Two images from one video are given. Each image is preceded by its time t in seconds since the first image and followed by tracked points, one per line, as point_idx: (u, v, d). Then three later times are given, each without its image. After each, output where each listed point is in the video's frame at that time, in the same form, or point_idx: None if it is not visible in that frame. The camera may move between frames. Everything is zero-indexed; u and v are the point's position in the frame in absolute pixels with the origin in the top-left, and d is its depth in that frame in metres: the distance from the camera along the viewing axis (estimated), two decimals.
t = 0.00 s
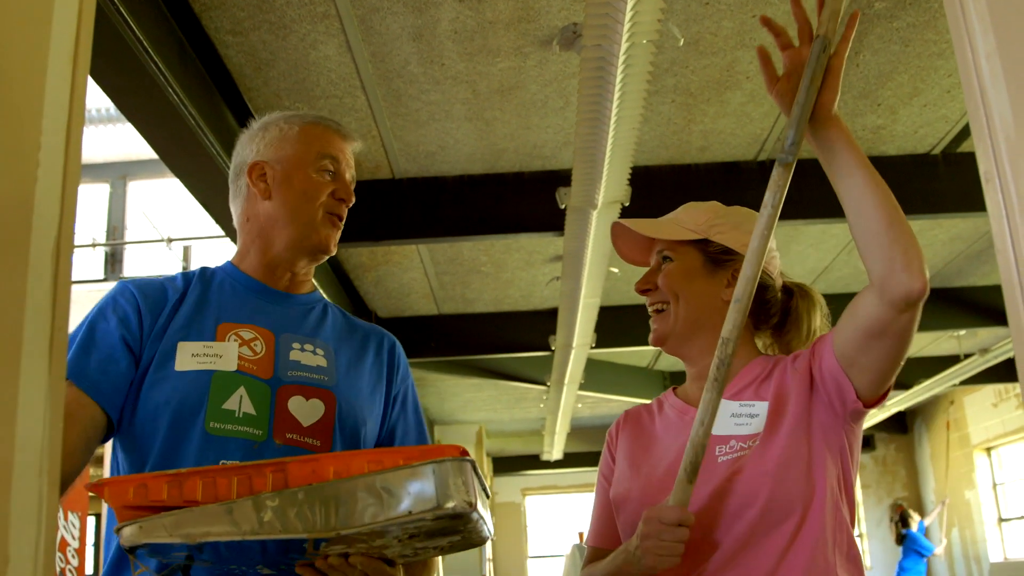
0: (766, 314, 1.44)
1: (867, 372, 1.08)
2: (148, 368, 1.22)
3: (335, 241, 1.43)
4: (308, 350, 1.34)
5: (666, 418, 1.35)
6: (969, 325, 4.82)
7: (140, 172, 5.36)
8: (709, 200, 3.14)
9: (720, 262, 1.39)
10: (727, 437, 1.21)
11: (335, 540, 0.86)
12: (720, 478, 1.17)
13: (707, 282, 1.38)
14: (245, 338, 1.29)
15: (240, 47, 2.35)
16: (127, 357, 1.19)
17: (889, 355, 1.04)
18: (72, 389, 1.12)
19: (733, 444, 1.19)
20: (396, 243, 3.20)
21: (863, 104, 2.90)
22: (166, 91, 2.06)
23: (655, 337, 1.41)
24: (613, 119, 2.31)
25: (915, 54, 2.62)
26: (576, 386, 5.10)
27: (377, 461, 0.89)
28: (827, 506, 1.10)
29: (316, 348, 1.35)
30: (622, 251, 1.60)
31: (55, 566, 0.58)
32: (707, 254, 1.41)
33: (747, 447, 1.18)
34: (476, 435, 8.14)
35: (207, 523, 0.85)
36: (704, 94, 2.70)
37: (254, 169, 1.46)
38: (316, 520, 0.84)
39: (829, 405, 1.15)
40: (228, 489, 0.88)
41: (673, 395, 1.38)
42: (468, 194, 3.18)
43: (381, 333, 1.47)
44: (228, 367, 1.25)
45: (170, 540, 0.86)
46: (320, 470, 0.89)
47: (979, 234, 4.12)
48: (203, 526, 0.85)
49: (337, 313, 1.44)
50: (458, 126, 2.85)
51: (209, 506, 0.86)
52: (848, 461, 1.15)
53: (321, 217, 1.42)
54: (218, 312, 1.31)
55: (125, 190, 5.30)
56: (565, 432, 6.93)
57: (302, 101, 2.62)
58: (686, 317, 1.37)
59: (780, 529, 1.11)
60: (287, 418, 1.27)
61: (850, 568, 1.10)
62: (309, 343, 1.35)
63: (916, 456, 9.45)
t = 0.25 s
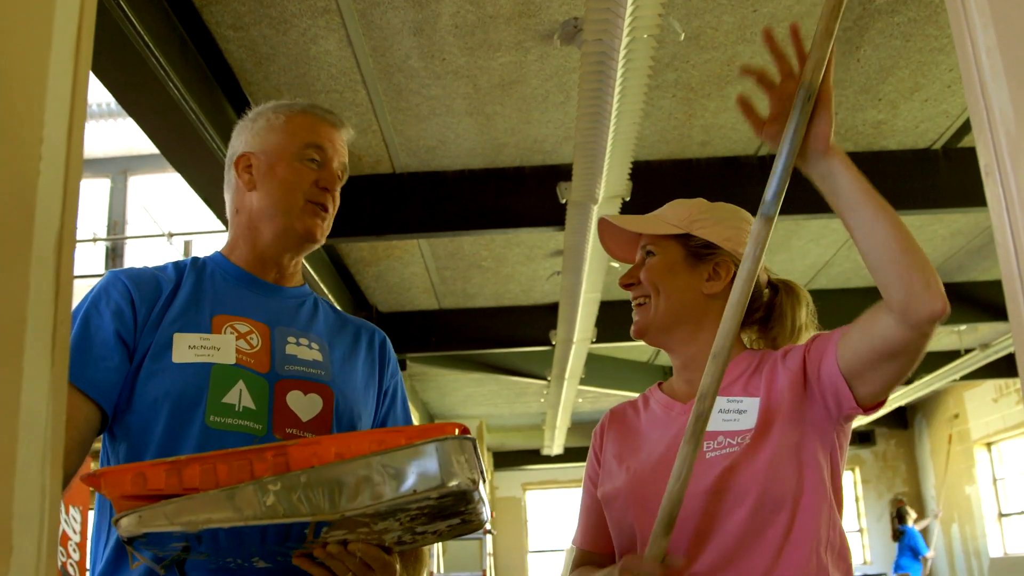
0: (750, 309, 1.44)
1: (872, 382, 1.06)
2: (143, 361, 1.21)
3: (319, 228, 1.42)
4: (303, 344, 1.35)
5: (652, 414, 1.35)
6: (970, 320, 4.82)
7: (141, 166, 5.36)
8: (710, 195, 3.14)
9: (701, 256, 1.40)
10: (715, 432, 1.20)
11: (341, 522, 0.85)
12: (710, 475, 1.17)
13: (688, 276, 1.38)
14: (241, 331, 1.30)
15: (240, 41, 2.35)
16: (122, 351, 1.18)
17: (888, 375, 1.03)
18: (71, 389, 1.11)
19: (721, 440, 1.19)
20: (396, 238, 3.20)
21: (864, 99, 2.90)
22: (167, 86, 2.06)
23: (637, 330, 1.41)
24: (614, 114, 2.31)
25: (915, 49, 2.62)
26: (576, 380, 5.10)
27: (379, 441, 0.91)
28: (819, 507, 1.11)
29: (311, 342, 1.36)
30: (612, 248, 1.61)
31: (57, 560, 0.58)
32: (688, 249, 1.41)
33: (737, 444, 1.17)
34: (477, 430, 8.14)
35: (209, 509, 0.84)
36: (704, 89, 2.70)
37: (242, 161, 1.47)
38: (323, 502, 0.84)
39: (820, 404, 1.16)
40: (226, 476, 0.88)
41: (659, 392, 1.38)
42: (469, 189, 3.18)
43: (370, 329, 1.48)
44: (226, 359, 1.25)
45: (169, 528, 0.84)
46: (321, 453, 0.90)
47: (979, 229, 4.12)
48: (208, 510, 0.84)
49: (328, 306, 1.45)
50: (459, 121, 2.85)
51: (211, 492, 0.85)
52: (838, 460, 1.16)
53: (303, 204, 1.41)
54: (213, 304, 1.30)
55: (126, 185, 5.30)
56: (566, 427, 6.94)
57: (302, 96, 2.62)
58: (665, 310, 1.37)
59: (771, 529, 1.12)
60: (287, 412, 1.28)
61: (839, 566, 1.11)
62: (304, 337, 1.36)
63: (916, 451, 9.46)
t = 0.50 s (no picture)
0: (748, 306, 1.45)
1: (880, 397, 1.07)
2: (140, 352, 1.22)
3: (266, 189, 1.38)
4: (303, 335, 1.34)
5: (644, 407, 1.35)
6: (973, 317, 4.82)
7: (145, 160, 5.36)
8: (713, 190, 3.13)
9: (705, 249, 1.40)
10: (710, 425, 1.21)
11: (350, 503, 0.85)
12: (708, 471, 1.18)
13: (690, 268, 1.39)
14: (240, 324, 1.30)
15: (244, 35, 2.35)
16: (119, 344, 1.20)
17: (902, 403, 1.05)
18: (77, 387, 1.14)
19: (716, 435, 1.20)
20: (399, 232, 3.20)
21: (868, 95, 2.90)
22: (171, 78, 2.06)
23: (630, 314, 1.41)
24: (617, 108, 2.30)
25: (920, 45, 2.62)
26: (579, 375, 5.10)
27: (396, 423, 0.91)
28: (816, 507, 1.13)
29: (312, 333, 1.35)
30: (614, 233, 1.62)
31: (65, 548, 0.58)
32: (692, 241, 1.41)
33: (735, 440, 1.18)
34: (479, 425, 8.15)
35: (218, 491, 0.83)
36: (708, 84, 2.70)
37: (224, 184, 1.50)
38: (340, 480, 0.83)
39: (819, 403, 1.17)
40: (242, 452, 0.89)
41: (654, 385, 1.38)
42: (472, 183, 3.18)
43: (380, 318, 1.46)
44: (221, 351, 1.25)
45: (185, 503, 0.84)
46: (338, 432, 0.90)
47: (982, 225, 4.12)
48: (217, 492, 0.83)
49: (329, 295, 1.44)
50: (462, 115, 2.85)
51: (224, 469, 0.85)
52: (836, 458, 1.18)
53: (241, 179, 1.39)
54: (211, 299, 1.31)
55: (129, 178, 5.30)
56: (568, 421, 6.94)
57: (306, 89, 2.62)
58: (662, 296, 1.37)
59: (769, 527, 1.13)
60: (280, 403, 1.27)
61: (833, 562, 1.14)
62: (303, 328, 1.35)
63: (918, 448, 9.46)
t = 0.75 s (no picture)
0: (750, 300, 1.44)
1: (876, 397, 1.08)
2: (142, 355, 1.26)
3: (282, 190, 1.39)
4: (303, 326, 1.32)
5: (650, 399, 1.36)
6: (976, 314, 4.82)
7: (147, 157, 5.36)
8: (716, 188, 3.13)
9: (711, 246, 1.39)
10: (713, 419, 1.21)
11: (367, 491, 0.85)
12: (713, 465, 1.18)
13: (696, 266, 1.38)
14: (238, 320, 1.30)
15: (247, 30, 2.35)
16: (119, 352, 1.25)
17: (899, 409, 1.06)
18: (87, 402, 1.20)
19: (722, 427, 1.20)
20: (402, 229, 3.20)
21: (871, 92, 2.90)
22: (174, 73, 2.06)
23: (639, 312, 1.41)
24: (622, 105, 2.30)
25: (923, 42, 2.62)
26: (581, 372, 5.10)
27: (409, 412, 0.91)
28: (821, 504, 1.13)
29: (312, 325, 1.33)
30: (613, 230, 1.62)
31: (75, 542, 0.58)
32: (698, 238, 1.40)
33: (739, 433, 1.18)
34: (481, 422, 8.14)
35: (237, 474, 0.83)
36: (711, 81, 2.70)
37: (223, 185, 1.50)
38: (353, 465, 0.83)
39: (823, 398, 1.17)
40: (257, 438, 0.89)
41: (659, 378, 1.39)
42: (475, 180, 3.18)
43: (391, 307, 1.44)
44: (215, 346, 1.25)
45: (200, 487, 0.84)
46: (352, 419, 0.90)
47: (985, 222, 4.12)
48: (236, 474, 0.83)
49: (333, 287, 1.42)
50: (465, 111, 2.85)
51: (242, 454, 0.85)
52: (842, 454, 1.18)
53: (255, 180, 1.39)
54: (212, 299, 1.33)
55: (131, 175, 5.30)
56: (570, 418, 6.95)
57: (309, 85, 2.62)
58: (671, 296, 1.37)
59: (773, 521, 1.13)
60: (273, 393, 1.25)
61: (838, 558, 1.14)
62: (303, 320, 1.33)
63: (919, 445, 9.46)
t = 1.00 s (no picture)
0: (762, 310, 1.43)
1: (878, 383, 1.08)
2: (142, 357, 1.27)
3: (262, 194, 1.38)
4: (301, 324, 1.32)
5: (651, 399, 1.36)
6: (977, 311, 4.82)
7: (149, 155, 5.38)
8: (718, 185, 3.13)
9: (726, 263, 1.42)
10: (718, 418, 1.21)
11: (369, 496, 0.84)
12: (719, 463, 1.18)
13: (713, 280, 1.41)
14: (237, 320, 1.30)
15: (249, 29, 2.35)
16: (120, 353, 1.27)
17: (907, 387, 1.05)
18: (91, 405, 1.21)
19: (728, 426, 1.20)
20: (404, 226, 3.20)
21: (873, 89, 2.90)
22: (176, 71, 2.06)
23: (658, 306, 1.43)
24: (623, 103, 2.30)
25: (926, 39, 2.61)
26: (582, 370, 5.11)
27: (410, 417, 0.90)
28: (828, 499, 1.13)
29: (311, 322, 1.33)
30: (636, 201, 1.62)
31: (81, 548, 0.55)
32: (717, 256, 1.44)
33: (745, 431, 1.19)
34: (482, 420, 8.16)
35: (235, 478, 0.83)
36: (713, 78, 2.70)
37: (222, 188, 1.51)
38: (351, 474, 0.82)
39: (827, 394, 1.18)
40: (258, 446, 0.89)
41: (660, 379, 1.39)
42: (477, 177, 3.18)
43: (392, 300, 1.44)
44: (213, 346, 1.25)
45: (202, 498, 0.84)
46: (352, 425, 0.89)
47: (987, 219, 4.12)
48: (235, 479, 0.83)
49: (334, 283, 1.42)
50: (467, 109, 2.85)
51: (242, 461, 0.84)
52: (843, 450, 1.18)
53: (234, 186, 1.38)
54: (213, 299, 1.34)
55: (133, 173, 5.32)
56: (571, 416, 6.96)
57: (311, 83, 2.62)
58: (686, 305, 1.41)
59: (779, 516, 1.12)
60: (272, 390, 1.24)
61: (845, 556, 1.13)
62: (302, 317, 1.33)
63: (920, 442, 9.47)
